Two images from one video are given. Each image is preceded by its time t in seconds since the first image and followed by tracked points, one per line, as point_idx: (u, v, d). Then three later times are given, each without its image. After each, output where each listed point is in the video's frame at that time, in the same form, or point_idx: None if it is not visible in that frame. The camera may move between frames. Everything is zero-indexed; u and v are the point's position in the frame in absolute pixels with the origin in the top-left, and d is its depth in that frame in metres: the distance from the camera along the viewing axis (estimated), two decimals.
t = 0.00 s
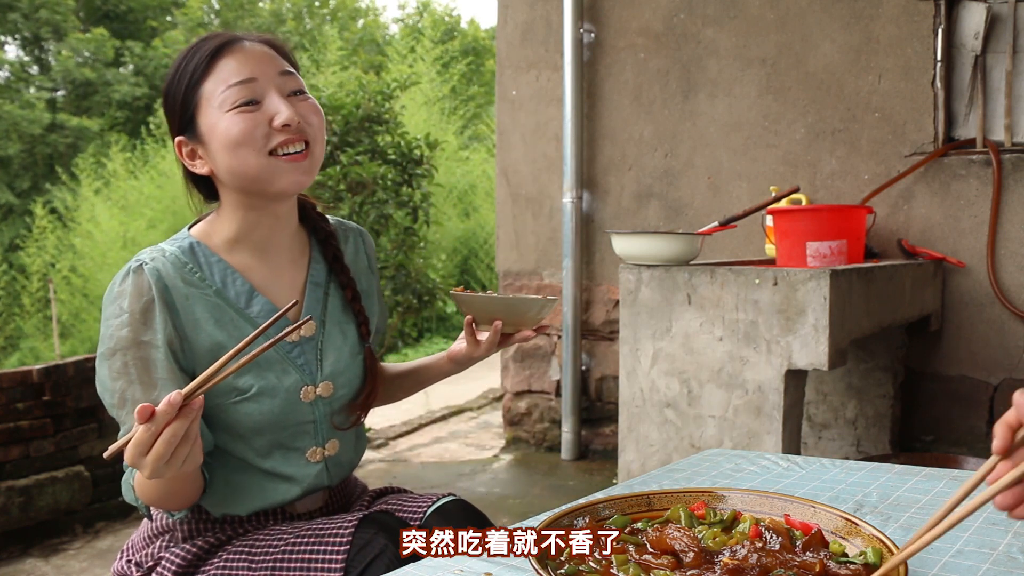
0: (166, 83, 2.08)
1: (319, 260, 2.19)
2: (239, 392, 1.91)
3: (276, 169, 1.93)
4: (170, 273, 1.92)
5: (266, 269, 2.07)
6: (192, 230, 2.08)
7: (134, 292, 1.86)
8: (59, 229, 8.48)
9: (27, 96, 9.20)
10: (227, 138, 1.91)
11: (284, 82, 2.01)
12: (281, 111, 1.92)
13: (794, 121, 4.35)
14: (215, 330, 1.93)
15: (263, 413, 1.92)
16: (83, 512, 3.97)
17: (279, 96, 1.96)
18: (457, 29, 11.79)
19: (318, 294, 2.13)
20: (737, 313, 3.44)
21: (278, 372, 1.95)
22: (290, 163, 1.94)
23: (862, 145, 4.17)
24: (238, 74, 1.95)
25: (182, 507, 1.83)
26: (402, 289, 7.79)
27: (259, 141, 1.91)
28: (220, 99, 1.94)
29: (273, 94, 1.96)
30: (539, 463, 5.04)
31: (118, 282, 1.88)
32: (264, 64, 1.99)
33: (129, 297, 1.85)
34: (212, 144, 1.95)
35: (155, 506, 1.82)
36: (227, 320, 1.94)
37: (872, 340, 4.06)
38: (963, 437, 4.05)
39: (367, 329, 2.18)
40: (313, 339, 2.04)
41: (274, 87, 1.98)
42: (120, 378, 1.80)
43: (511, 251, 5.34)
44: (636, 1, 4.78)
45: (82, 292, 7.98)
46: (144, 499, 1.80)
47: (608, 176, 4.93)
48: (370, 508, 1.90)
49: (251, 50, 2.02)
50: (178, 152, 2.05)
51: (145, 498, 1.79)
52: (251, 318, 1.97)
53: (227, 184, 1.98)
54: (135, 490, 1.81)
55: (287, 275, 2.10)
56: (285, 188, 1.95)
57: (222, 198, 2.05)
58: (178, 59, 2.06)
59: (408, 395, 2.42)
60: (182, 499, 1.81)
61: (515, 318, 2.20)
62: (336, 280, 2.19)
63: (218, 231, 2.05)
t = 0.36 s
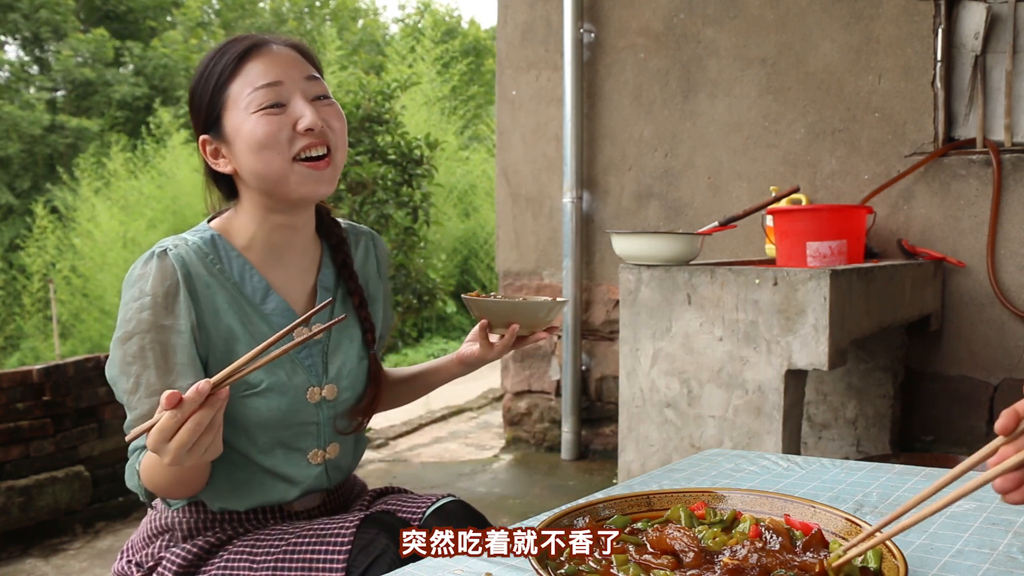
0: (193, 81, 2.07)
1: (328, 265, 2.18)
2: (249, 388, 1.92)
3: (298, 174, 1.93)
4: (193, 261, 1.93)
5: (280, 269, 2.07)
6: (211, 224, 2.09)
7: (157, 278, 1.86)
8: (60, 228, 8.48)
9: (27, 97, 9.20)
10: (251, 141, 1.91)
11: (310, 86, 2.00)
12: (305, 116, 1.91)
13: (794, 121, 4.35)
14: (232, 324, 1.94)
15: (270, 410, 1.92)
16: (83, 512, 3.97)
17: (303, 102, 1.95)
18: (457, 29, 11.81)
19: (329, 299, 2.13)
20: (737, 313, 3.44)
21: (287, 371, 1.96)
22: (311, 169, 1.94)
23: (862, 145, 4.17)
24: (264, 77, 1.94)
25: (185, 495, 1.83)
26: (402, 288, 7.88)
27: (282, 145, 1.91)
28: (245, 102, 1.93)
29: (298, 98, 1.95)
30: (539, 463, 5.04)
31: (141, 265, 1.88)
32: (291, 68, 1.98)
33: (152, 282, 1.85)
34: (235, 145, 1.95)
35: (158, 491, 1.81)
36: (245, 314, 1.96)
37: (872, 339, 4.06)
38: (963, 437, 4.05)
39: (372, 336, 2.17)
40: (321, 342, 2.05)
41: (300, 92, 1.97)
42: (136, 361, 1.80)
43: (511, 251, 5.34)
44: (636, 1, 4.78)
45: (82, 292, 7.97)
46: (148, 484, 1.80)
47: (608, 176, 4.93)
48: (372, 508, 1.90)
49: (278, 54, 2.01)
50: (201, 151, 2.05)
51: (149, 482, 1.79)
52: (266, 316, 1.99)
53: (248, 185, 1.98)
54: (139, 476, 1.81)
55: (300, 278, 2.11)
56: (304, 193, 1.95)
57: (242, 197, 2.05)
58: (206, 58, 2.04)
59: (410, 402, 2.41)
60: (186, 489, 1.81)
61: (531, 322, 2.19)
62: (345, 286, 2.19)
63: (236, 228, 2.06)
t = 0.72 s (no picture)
0: (217, 76, 2.06)
1: (334, 269, 2.19)
2: (254, 383, 1.92)
3: (313, 179, 1.93)
4: (203, 256, 1.93)
5: (289, 268, 2.07)
6: (221, 221, 2.09)
7: (167, 270, 1.86)
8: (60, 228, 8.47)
9: (26, 97, 9.19)
10: (269, 143, 1.91)
11: (332, 92, 2.00)
12: (324, 122, 1.91)
13: (794, 121, 4.35)
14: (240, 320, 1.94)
15: (276, 407, 1.93)
16: (83, 512, 3.97)
17: (324, 108, 1.95)
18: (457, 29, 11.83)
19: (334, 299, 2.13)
20: (737, 313, 3.44)
21: (292, 368, 1.96)
22: (327, 174, 1.94)
23: (862, 145, 4.17)
24: (288, 79, 1.94)
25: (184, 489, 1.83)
26: (402, 288, 7.89)
27: (300, 147, 1.91)
28: (266, 102, 1.93)
29: (321, 102, 1.95)
30: (539, 463, 5.04)
31: (152, 259, 1.88)
32: (314, 71, 1.98)
33: (162, 274, 1.85)
34: (254, 146, 1.95)
35: (155, 484, 1.81)
36: (253, 311, 1.96)
37: (872, 339, 4.06)
38: (962, 437, 4.05)
39: (377, 339, 2.17)
40: (326, 342, 2.05)
41: (321, 96, 1.96)
42: (142, 352, 1.79)
43: (511, 251, 5.34)
44: (636, 1, 4.78)
45: (82, 292, 7.97)
46: (147, 475, 1.79)
47: (608, 176, 4.93)
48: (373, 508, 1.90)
49: (303, 57, 2.00)
50: (220, 147, 2.05)
51: (148, 473, 1.79)
52: (274, 313, 1.99)
53: (264, 185, 1.98)
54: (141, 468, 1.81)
55: (308, 278, 2.11)
56: (318, 197, 1.95)
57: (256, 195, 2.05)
58: (231, 55, 2.04)
59: (411, 403, 2.40)
60: (185, 483, 1.81)
61: (534, 327, 2.21)
62: (350, 289, 2.18)
63: (246, 226, 2.06)
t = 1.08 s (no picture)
0: (237, 65, 2.04)
1: (333, 266, 2.19)
2: (254, 378, 1.92)
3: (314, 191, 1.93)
4: (203, 253, 1.93)
5: (289, 265, 2.08)
6: (222, 218, 2.09)
7: (167, 266, 1.86)
8: (60, 228, 8.48)
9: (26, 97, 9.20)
10: (278, 150, 1.91)
11: (350, 105, 1.99)
12: (336, 139, 1.91)
13: (794, 121, 4.35)
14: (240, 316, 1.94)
15: (276, 402, 1.93)
16: (83, 512, 3.97)
17: (338, 122, 1.94)
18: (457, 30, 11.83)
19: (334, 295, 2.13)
20: (737, 313, 3.44)
21: (291, 364, 1.96)
22: (328, 188, 1.94)
23: (862, 145, 4.17)
24: (307, 87, 1.93)
25: (185, 483, 1.82)
26: (402, 288, 7.88)
27: (307, 158, 1.91)
28: (281, 106, 1.92)
29: (336, 114, 1.94)
30: (539, 463, 5.04)
31: (152, 255, 1.88)
32: (334, 82, 1.97)
33: (162, 270, 1.85)
34: (262, 147, 1.95)
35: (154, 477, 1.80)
36: (253, 307, 1.96)
37: (872, 339, 4.05)
38: (962, 437, 4.05)
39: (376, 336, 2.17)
40: (326, 338, 2.05)
41: (338, 110, 1.95)
42: (144, 348, 1.79)
43: (512, 251, 5.34)
44: (636, 1, 4.78)
45: (82, 292, 7.99)
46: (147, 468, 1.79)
47: (608, 176, 4.93)
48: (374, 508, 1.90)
49: (327, 65, 1.99)
50: (228, 136, 2.04)
51: (148, 466, 1.78)
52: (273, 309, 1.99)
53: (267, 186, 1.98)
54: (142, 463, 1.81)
55: (308, 275, 2.11)
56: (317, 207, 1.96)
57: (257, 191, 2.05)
58: (254, 47, 2.01)
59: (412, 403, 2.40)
60: (185, 476, 1.80)
61: (534, 328, 2.22)
62: (348, 285, 2.18)
63: (246, 222, 2.06)
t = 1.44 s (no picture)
0: (258, 60, 2.03)
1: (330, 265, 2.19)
2: (251, 374, 1.92)
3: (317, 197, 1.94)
4: (200, 249, 1.93)
5: (288, 261, 2.08)
6: (222, 216, 2.09)
7: (164, 261, 1.86)
8: (60, 229, 8.49)
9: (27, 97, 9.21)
10: (286, 153, 1.91)
11: (365, 116, 1.99)
12: (345, 149, 1.91)
13: (794, 121, 4.35)
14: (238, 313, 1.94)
15: (273, 398, 1.93)
16: (82, 512, 3.97)
17: (350, 133, 1.94)
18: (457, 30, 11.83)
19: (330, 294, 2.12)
20: (737, 313, 3.44)
21: (287, 360, 1.96)
22: (330, 197, 1.94)
23: (862, 145, 4.17)
24: (324, 94, 1.93)
25: (177, 474, 1.80)
26: (403, 288, 7.88)
27: (316, 165, 1.91)
28: (296, 109, 1.91)
29: (350, 125, 1.95)
30: (539, 463, 5.04)
31: (149, 251, 1.88)
32: (352, 93, 1.97)
33: (159, 265, 1.85)
34: (271, 148, 1.94)
35: (150, 469, 1.79)
36: (249, 303, 1.96)
37: (872, 339, 4.05)
38: (963, 437, 4.05)
39: (373, 334, 2.17)
40: (323, 335, 2.05)
41: (352, 120, 1.95)
42: (141, 343, 1.79)
43: (512, 251, 5.34)
44: (636, 1, 4.78)
45: (82, 292, 8.00)
46: (144, 460, 1.78)
47: (608, 176, 4.93)
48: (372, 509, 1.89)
49: (346, 75, 1.99)
50: (239, 129, 2.04)
51: (145, 457, 1.78)
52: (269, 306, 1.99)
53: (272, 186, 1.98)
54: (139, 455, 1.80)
55: (307, 272, 2.11)
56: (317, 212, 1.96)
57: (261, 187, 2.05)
58: (277, 46, 2.01)
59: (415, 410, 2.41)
60: (180, 469, 1.78)
61: (522, 334, 2.19)
62: (346, 285, 2.18)
63: (247, 218, 2.06)
